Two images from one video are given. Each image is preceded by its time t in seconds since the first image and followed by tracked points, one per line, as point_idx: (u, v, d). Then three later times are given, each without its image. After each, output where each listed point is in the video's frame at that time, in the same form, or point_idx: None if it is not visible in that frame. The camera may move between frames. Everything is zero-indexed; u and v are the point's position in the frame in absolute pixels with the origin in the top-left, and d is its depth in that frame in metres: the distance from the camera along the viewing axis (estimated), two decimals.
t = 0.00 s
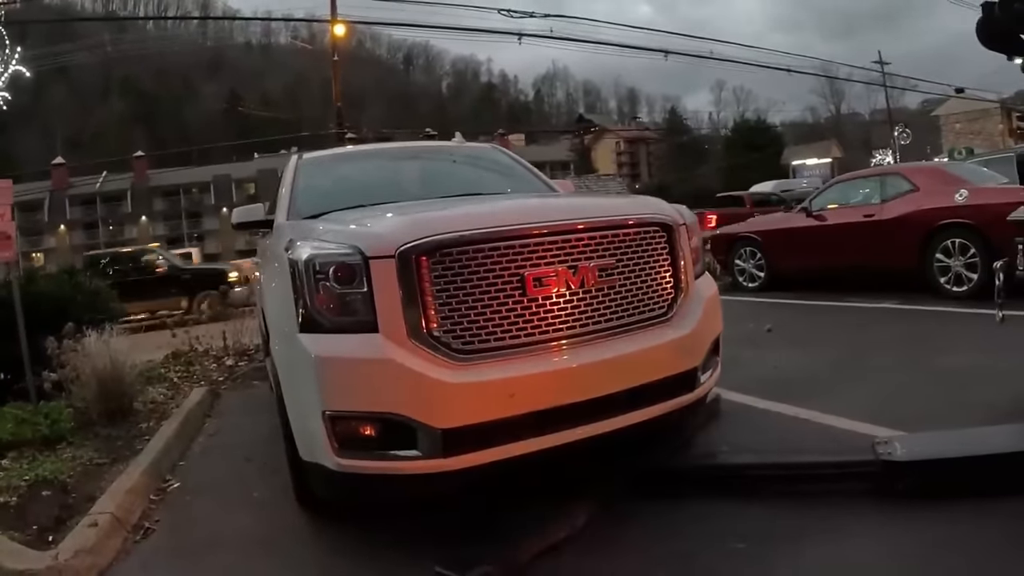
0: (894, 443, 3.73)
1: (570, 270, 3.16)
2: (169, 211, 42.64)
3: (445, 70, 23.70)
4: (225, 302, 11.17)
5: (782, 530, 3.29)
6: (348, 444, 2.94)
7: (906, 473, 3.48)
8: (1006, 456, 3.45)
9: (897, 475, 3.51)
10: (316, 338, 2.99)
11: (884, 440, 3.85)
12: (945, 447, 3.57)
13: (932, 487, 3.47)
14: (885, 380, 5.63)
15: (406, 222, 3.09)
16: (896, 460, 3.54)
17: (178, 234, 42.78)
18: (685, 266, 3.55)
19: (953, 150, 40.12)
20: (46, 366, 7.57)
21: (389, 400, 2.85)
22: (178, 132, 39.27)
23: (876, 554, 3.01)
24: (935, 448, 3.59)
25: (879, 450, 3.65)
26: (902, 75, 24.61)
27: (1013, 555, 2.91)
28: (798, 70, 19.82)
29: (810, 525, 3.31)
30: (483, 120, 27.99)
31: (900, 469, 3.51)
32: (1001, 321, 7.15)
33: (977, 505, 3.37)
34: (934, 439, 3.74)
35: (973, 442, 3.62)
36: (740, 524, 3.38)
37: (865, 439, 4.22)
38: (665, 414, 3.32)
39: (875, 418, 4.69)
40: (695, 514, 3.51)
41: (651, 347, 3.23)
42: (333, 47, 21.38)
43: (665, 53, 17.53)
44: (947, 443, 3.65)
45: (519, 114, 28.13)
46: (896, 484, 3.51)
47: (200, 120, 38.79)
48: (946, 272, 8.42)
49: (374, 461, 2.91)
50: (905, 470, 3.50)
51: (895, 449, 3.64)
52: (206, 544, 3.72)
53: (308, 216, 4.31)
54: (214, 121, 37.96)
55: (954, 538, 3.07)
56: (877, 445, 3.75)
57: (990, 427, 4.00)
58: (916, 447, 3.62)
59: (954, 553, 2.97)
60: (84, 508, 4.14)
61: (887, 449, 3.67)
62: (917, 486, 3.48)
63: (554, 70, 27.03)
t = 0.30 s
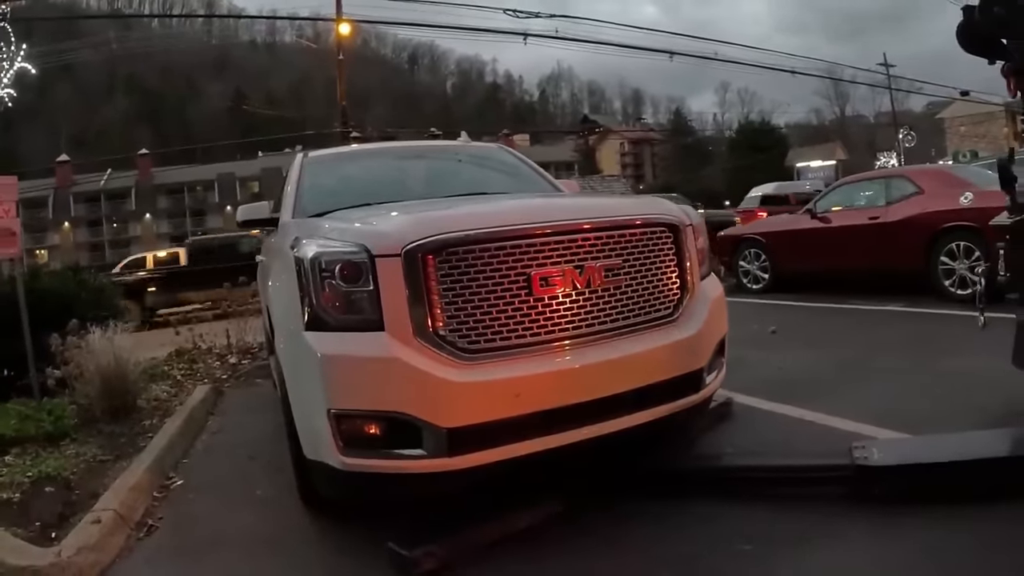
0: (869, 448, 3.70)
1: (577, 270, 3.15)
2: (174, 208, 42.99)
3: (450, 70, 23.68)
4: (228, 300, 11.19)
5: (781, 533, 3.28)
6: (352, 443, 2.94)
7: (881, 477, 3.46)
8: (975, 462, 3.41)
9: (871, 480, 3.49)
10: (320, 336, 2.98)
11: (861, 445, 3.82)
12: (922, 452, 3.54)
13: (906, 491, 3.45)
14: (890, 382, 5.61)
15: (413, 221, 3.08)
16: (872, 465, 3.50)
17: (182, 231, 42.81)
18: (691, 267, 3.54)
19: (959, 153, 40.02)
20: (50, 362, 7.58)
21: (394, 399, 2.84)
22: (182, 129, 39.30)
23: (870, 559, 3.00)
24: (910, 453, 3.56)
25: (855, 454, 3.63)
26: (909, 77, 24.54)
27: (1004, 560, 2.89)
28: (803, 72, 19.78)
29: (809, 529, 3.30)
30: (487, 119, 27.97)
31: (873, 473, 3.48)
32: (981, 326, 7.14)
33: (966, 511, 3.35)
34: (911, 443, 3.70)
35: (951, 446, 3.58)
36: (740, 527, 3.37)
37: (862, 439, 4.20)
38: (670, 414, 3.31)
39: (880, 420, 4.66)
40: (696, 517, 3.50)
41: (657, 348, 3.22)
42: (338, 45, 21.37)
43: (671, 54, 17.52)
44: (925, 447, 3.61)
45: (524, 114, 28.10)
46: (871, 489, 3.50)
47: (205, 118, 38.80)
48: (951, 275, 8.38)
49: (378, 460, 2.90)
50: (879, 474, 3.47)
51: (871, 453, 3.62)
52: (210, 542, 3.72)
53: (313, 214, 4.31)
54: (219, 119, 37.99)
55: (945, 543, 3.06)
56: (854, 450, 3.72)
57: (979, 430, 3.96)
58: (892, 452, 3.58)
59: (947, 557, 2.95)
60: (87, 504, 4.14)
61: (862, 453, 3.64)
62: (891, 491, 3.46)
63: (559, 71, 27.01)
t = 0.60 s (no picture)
0: (850, 451, 3.69)
1: (584, 269, 3.14)
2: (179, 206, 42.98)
3: (455, 69, 23.64)
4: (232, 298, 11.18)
5: (783, 534, 3.26)
6: (358, 441, 2.93)
7: (862, 480, 3.45)
8: (954, 466, 3.40)
9: (852, 483, 3.48)
10: (327, 334, 2.97)
11: (842, 448, 3.81)
12: (902, 457, 3.53)
13: (884, 494, 3.45)
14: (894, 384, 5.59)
15: (421, 219, 3.07)
16: (852, 468, 3.49)
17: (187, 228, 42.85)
18: (698, 267, 3.52)
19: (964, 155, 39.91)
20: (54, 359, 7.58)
21: (400, 396, 2.84)
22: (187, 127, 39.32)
23: (870, 561, 2.98)
24: (892, 456, 3.55)
25: (836, 457, 3.62)
26: (915, 79, 24.47)
27: (1000, 565, 2.87)
28: (809, 73, 19.72)
29: (811, 530, 3.29)
30: (492, 119, 27.93)
31: (854, 476, 3.47)
32: (964, 330, 7.12)
33: (960, 513, 3.33)
34: (891, 446, 3.69)
35: (933, 450, 3.58)
36: (743, 528, 3.36)
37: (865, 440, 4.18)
38: (676, 415, 3.31)
39: (885, 422, 4.65)
40: (700, 517, 3.49)
41: (663, 348, 3.21)
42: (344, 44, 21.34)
43: (676, 54, 17.48)
44: (906, 451, 3.61)
45: (529, 113, 28.06)
46: (851, 492, 3.49)
47: (210, 116, 38.83)
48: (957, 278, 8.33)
49: (384, 458, 2.90)
50: (860, 476, 3.46)
51: (851, 456, 3.61)
52: (215, 539, 3.71)
53: (319, 212, 4.31)
54: (223, 117, 38.01)
55: (939, 547, 3.05)
56: (835, 453, 3.70)
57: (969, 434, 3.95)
58: (873, 455, 3.58)
59: (944, 561, 2.93)
60: (92, 500, 4.14)
61: (843, 456, 3.63)
62: (870, 494, 3.46)
63: (564, 70, 26.97)
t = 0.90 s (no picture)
0: (840, 454, 3.64)
1: (593, 269, 3.13)
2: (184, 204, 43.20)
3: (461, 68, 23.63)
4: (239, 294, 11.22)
5: (789, 537, 3.25)
6: (365, 439, 2.92)
7: (851, 483, 3.42)
8: (943, 472, 3.36)
9: (841, 486, 3.45)
10: (335, 331, 2.97)
11: (833, 451, 3.77)
12: (892, 460, 3.49)
13: (871, 497, 3.41)
14: (901, 387, 5.57)
15: (430, 217, 3.06)
16: (841, 471, 3.46)
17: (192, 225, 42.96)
18: (707, 268, 3.51)
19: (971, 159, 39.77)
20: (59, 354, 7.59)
21: (406, 394, 2.83)
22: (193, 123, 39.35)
23: (872, 566, 2.96)
24: (881, 460, 3.50)
25: (826, 460, 3.57)
26: (923, 82, 24.40)
27: (1002, 572, 2.84)
28: (817, 75, 19.69)
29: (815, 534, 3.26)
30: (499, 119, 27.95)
31: (842, 479, 3.43)
32: (962, 334, 7.10)
33: (960, 518, 3.30)
34: (883, 450, 3.65)
35: (925, 454, 3.53)
36: (747, 530, 3.34)
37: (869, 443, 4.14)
38: (683, 416, 3.29)
39: (891, 426, 4.61)
40: (705, 519, 3.47)
41: (671, 349, 3.20)
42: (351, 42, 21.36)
43: (684, 55, 17.44)
44: (897, 455, 3.56)
45: (535, 113, 28.03)
46: (838, 496, 3.46)
47: (216, 114, 38.86)
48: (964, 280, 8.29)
49: (390, 457, 2.89)
50: (848, 480, 3.42)
51: (841, 460, 3.56)
52: (221, 535, 3.71)
53: (327, 209, 4.30)
54: (230, 115, 38.03)
55: (938, 552, 3.01)
56: (825, 457, 3.66)
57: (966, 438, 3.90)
58: (862, 459, 3.53)
59: (948, 567, 2.90)
60: (96, 496, 4.14)
61: (833, 459, 3.58)
62: (858, 498, 3.43)
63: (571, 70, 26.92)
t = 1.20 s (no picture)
0: (835, 455, 3.64)
1: (597, 268, 3.12)
2: (189, 200, 41.38)
3: (466, 67, 23.49)
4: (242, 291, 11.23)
5: (790, 537, 3.24)
6: (368, 437, 2.91)
7: (844, 484, 3.41)
8: (937, 473, 3.35)
9: (835, 487, 3.44)
10: (339, 329, 2.96)
11: (828, 453, 3.76)
12: (886, 461, 3.49)
13: (866, 498, 3.41)
14: (903, 388, 5.56)
15: (434, 215, 3.06)
16: (835, 472, 3.45)
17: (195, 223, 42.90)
18: (712, 268, 3.50)
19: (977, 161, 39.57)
20: (63, 350, 7.60)
21: (410, 392, 2.83)
22: (196, 121, 39.31)
23: (872, 566, 2.95)
24: (875, 462, 3.51)
25: (820, 462, 3.57)
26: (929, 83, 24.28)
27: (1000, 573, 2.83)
28: (821, 75, 19.64)
29: (818, 534, 3.25)
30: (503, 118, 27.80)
31: (835, 481, 3.43)
32: (958, 336, 7.09)
33: (955, 518, 3.30)
34: (878, 451, 3.65)
35: (921, 457, 3.52)
36: (751, 531, 3.33)
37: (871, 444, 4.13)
38: (686, 416, 3.29)
39: (894, 427, 4.60)
40: (706, 519, 3.46)
41: (675, 349, 3.19)
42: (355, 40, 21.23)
43: (688, 55, 17.38)
44: (891, 457, 3.56)
45: (539, 112, 27.89)
46: (832, 497, 3.45)
47: (220, 111, 38.81)
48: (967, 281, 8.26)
49: (394, 455, 2.88)
50: (842, 482, 3.42)
51: (835, 461, 3.57)
52: (223, 532, 3.71)
53: (331, 207, 4.30)
54: (234, 113, 37.97)
55: (938, 554, 3.01)
56: (819, 458, 3.66)
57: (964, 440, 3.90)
58: (856, 460, 3.53)
59: (948, 568, 2.89)
60: (98, 492, 4.14)
61: (828, 460, 3.58)
62: (852, 499, 3.42)
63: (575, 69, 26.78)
